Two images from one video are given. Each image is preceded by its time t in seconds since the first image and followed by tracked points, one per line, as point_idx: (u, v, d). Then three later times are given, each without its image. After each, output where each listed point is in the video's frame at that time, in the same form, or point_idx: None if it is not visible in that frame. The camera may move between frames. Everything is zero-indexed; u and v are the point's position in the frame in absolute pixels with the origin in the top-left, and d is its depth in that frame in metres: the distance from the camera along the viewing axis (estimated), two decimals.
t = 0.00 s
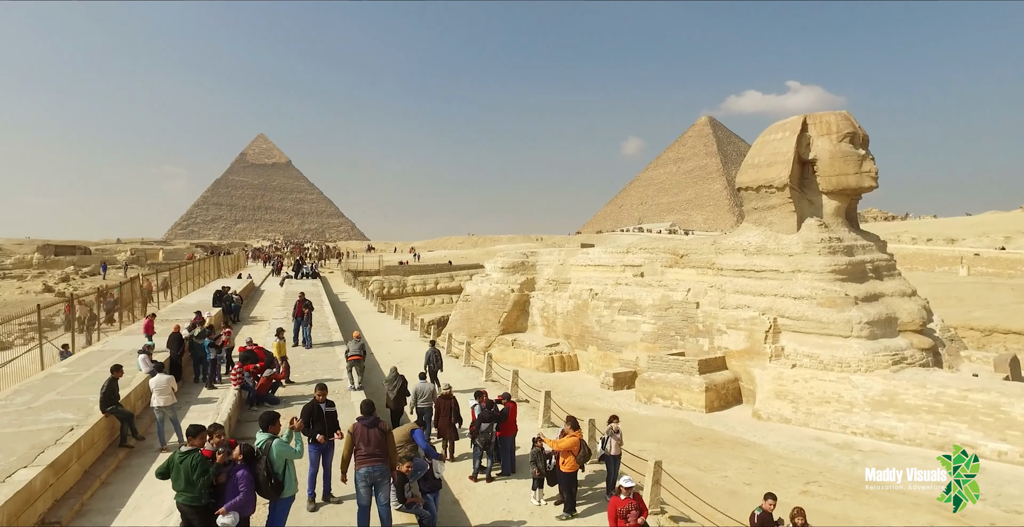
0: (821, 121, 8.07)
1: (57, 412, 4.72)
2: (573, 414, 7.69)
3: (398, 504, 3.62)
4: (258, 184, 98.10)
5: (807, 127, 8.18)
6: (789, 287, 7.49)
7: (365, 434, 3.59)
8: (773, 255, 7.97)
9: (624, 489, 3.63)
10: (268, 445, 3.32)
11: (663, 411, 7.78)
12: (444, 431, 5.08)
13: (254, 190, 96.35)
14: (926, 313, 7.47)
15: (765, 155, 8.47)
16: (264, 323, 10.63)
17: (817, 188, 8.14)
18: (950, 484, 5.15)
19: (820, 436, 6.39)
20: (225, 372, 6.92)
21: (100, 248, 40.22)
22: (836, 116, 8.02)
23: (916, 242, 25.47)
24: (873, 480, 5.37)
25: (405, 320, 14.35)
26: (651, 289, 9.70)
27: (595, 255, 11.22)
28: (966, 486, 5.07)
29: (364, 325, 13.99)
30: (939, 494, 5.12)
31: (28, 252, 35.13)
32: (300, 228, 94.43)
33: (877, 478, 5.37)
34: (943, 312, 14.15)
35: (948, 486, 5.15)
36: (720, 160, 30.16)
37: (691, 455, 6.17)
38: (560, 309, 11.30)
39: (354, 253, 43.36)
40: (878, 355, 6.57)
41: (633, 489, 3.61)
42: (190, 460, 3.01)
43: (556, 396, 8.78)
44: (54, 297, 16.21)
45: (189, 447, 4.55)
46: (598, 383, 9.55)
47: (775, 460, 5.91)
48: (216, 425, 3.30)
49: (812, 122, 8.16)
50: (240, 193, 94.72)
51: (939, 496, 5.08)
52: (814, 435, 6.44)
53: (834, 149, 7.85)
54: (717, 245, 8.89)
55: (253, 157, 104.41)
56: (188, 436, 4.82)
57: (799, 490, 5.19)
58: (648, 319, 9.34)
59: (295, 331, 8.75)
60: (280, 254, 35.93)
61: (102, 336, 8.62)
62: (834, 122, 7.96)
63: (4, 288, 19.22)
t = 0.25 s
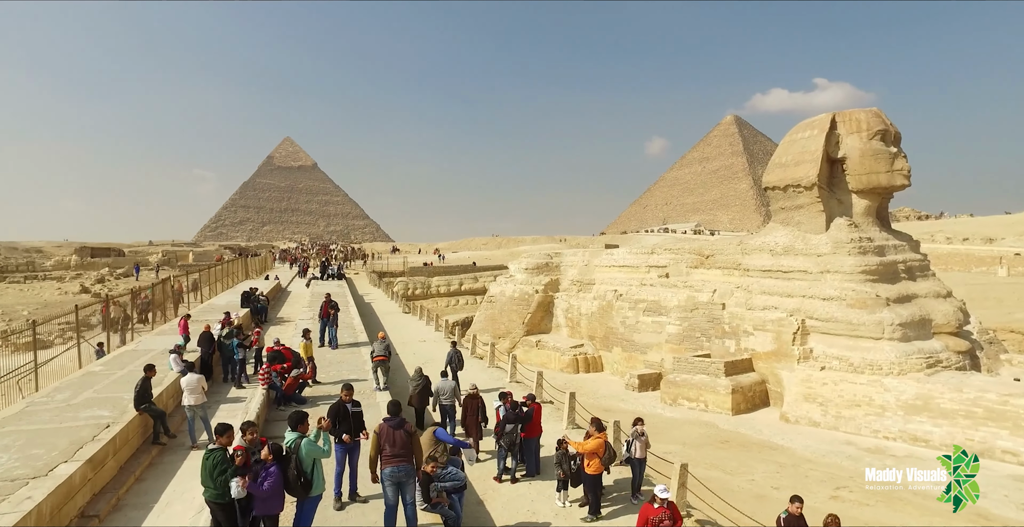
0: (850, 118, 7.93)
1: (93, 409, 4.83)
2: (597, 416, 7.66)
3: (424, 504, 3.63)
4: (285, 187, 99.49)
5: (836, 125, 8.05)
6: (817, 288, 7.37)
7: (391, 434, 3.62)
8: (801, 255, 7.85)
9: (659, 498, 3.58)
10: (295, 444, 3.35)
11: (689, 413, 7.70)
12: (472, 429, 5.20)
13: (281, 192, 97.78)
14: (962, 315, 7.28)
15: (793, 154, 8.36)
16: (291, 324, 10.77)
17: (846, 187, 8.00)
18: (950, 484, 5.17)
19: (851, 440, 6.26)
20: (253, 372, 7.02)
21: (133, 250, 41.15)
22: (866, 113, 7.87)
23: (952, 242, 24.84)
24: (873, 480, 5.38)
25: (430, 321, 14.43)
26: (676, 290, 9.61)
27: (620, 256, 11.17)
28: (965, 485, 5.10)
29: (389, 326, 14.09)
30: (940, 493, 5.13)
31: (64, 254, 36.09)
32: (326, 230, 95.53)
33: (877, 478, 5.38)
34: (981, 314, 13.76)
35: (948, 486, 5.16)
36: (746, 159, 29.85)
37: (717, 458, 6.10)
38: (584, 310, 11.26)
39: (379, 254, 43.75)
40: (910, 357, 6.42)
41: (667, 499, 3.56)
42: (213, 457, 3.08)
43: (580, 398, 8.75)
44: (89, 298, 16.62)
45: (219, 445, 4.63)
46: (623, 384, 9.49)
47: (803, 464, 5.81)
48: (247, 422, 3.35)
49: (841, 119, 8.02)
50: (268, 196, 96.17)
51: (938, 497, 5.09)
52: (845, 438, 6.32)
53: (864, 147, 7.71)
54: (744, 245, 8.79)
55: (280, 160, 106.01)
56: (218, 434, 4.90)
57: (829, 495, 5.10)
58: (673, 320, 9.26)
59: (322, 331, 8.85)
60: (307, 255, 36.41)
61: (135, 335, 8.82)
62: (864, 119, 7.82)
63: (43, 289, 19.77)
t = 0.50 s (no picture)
0: (879, 116, 7.78)
1: (125, 407, 4.93)
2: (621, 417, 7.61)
3: (449, 506, 3.64)
4: (309, 189, 100.64)
5: (864, 122, 7.91)
6: (845, 289, 7.24)
7: (418, 434, 3.65)
8: (829, 255, 7.73)
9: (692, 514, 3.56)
10: (322, 443, 3.39)
11: (713, 415, 7.62)
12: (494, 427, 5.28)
13: (305, 194, 98.98)
14: (998, 317, 7.09)
15: (819, 152, 8.25)
16: (315, 324, 10.90)
17: (875, 186, 7.86)
18: (950, 484, 5.19)
19: (880, 444, 6.13)
20: (279, 372, 7.11)
21: (162, 252, 41.94)
22: (896, 110, 7.72)
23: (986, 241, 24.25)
24: (873, 479, 5.40)
25: (452, 322, 14.48)
26: (700, 291, 9.52)
27: (643, 257, 11.11)
28: (965, 486, 5.12)
29: (412, 327, 14.18)
30: (940, 493, 5.14)
31: (97, 256, 36.91)
32: (349, 231, 96.42)
33: (877, 478, 5.40)
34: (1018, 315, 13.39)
35: (948, 487, 5.17)
36: (771, 158, 29.54)
37: (742, 461, 6.03)
38: (607, 311, 11.20)
39: (401, 255, 44.05)
40: (943, 360, 6.28)
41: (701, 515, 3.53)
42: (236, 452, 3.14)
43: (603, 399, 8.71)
44: (120, 298, 17.00)
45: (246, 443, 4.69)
46: (646, 386, 9.42)
47: (831, 468, 5.72)
48: (277, 421, 3.40)
49: (870, 117, 7.88)
50: (292, 198, 97.38)
51: (938, 496, 5.11)
52: (874, 443, 6.19)
53: (894, 145, 7.56)
54: (769, 246, 8.69)
55: (305, 163, 107.36)
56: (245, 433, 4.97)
57: (859, 500, 5.01)
58: (697, 321, 9.18)
59: (346, 332, 8.93)
60: (331, 256, 36.79)
61: (165, 335, 8.98)
62: (893, 116, 7.67)
63: (77, 290, 20.24)
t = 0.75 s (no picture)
0: (908, 113, 7.65)
1: (154, 405, 5.03)
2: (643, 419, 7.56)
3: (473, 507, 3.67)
4: (332, 191, 101.66)
5: (892, 119, 7.78)
6: (873, 290, 7.12)
7: (444, 434, 3.67)
8: (856, 256, 7.61)
9: None
10: (348, 443, 3.41)
11: (737, 418, 7.54)
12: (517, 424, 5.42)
13: (328, 196, 100.05)
14: None
15: (846, 151, 8.13)
16: (338, 325, 11.00)
17: (904, 185, 7.71)
18: (950, 483, 5.19)
19: (910, 449, 6.01)
20: (303, 372, 7.19)
21: (190, 254, 42.66)
22: (926, 106, 7.58)
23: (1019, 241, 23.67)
24: (873, 480, 5.42)
25: (474, 322, 14.53)
26: (723, 292, 9.43)
27: (665, 258, 11.04)
28: (965, 486, 5.12)
29: (434, 327, 14.24)
30: (938, 493, 5.16)
31: (126, 258, 37.70)
32: (372, 233, 97.20)
33: (877, 478, 5.41)
34: None
35: (947, 486, 5.19)
36: (795, 157, 29.26)
37: (768, 464, 5.95)
38: (629, 312, 11.13)
39: (423, 256, 44.29)
40: (977, 363, 6.13)
41: None
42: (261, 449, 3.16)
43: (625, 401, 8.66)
44: (149, 299, 17.34)
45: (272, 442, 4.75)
46: (668, 387, 9.35)
47: (860, 473, 5.62)
48: (302, 420, 3.43)
49: (898, 114, 7.74)
50: (315, 200, 98.46)
51: (939, 496, 5.11)
52: (904, 447, 6.07)
53: (924, 142, 7.41)
54: (794, 246, 8.60)
55: (327, 165, 108.55)
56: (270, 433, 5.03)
57: (888, 506, 4.92)
58: (720, 322, 9.08)
59: (369, 332, 9.00)
60: (354, 258, 37.12)
61: (193, 335, 9.13)
62: (923, 113, 7.52)
63: (108, 291, 20.66)
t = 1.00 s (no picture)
0: (939, 109, 7.50)
1: (182, 404, 5.12)
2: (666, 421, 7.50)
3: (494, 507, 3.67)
4: (355, 192, 102.57)
5: (922, 116, 7.64)
6: (902, 290, 6.99)
7: (461, 433, 3.68)
8: (884, 256, 7.48)
9: None
10: (375, 443, 3.44)
11: (762, 420, 7.44)
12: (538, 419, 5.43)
13: (351, 198, 101.06)
14: None
15: (873, 149, 8.00)
16: (361, 326, 11.09)
17: (935, 183, 7.57)
18: (950, 484, 5.23)
19: (942, 453, 5.87)
20: (327, 372, 7.26)
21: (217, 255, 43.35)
22: (958, 102, 7.43)
23: None
24: (874, 480, 5.47)
25: (496, 323, 14.56)
26: (747, 292, 9.33)
27: (688, 258, 10.97)
28: (965, 486, 5.15)
29: (456, 328, 14.30)
30: (938, 493, 5.20)
31: (155, 259, 38.43)
32: (394, 234, 97.87)
33: (878, 478, 5.46)
34: None
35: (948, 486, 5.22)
36: (820, 156, 29.09)
37: (794, 468, 5.86)
38: (651, 313, 11.05)
39: (444, 257, 44.53)
40: (1012, 366, 5.97)
41: None
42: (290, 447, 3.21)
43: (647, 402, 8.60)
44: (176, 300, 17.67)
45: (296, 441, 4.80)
46: (691, 389, 9.26)
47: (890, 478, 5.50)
48: (327, 420, 3.47)
49: (929, 110, 7.60)
50: (338, 202, 99.45)
51: (939, 496, 5.15)
52: (936, 452, 5.93)
53: (956, 139, 7.26)
54: (819, 246, 8.49)
55: (350, 167, 109.65)
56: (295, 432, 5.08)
57: (920, 512, 4.81)
58: (744, 323, 8.97)
59: (391, 333, 9.06)
60: (376, 259, 37.40)
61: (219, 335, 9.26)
62: (955, 109, 7.37)
63: (137, 292, 21.08)
